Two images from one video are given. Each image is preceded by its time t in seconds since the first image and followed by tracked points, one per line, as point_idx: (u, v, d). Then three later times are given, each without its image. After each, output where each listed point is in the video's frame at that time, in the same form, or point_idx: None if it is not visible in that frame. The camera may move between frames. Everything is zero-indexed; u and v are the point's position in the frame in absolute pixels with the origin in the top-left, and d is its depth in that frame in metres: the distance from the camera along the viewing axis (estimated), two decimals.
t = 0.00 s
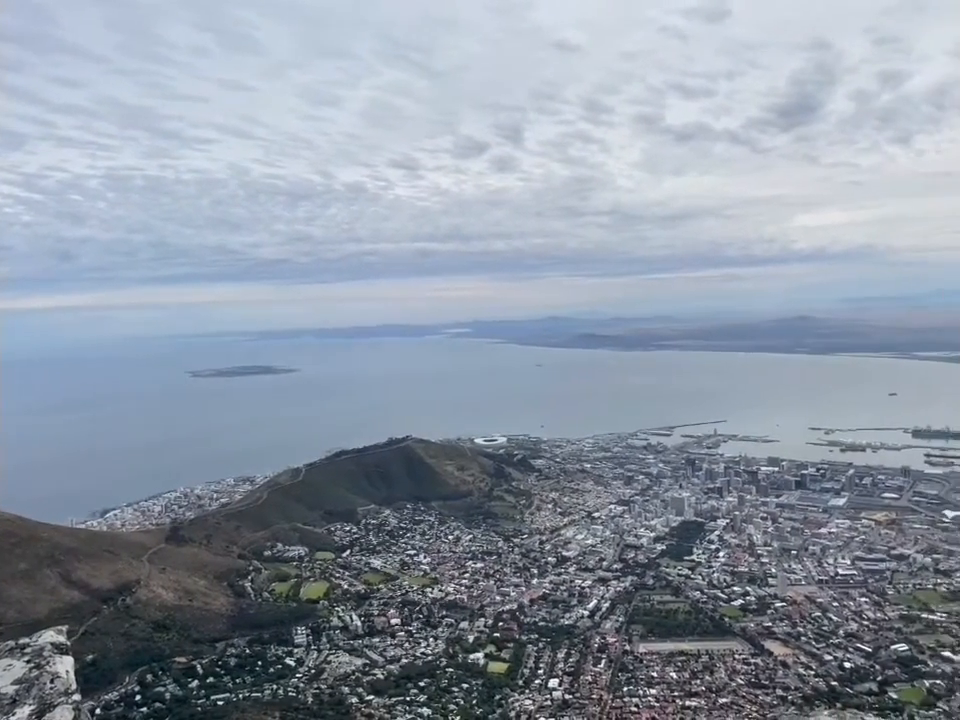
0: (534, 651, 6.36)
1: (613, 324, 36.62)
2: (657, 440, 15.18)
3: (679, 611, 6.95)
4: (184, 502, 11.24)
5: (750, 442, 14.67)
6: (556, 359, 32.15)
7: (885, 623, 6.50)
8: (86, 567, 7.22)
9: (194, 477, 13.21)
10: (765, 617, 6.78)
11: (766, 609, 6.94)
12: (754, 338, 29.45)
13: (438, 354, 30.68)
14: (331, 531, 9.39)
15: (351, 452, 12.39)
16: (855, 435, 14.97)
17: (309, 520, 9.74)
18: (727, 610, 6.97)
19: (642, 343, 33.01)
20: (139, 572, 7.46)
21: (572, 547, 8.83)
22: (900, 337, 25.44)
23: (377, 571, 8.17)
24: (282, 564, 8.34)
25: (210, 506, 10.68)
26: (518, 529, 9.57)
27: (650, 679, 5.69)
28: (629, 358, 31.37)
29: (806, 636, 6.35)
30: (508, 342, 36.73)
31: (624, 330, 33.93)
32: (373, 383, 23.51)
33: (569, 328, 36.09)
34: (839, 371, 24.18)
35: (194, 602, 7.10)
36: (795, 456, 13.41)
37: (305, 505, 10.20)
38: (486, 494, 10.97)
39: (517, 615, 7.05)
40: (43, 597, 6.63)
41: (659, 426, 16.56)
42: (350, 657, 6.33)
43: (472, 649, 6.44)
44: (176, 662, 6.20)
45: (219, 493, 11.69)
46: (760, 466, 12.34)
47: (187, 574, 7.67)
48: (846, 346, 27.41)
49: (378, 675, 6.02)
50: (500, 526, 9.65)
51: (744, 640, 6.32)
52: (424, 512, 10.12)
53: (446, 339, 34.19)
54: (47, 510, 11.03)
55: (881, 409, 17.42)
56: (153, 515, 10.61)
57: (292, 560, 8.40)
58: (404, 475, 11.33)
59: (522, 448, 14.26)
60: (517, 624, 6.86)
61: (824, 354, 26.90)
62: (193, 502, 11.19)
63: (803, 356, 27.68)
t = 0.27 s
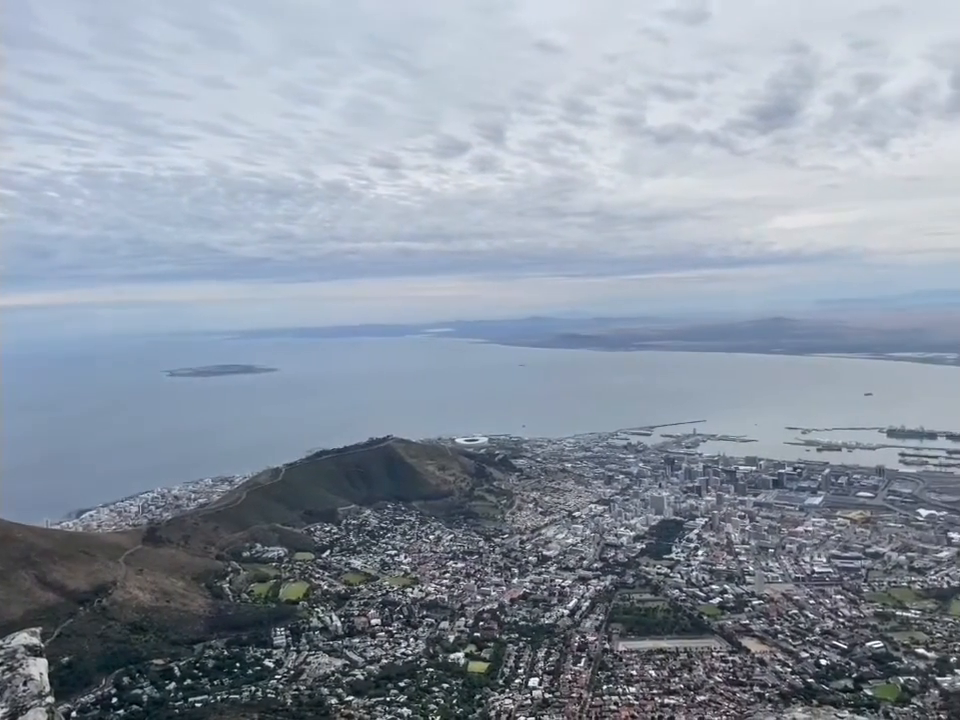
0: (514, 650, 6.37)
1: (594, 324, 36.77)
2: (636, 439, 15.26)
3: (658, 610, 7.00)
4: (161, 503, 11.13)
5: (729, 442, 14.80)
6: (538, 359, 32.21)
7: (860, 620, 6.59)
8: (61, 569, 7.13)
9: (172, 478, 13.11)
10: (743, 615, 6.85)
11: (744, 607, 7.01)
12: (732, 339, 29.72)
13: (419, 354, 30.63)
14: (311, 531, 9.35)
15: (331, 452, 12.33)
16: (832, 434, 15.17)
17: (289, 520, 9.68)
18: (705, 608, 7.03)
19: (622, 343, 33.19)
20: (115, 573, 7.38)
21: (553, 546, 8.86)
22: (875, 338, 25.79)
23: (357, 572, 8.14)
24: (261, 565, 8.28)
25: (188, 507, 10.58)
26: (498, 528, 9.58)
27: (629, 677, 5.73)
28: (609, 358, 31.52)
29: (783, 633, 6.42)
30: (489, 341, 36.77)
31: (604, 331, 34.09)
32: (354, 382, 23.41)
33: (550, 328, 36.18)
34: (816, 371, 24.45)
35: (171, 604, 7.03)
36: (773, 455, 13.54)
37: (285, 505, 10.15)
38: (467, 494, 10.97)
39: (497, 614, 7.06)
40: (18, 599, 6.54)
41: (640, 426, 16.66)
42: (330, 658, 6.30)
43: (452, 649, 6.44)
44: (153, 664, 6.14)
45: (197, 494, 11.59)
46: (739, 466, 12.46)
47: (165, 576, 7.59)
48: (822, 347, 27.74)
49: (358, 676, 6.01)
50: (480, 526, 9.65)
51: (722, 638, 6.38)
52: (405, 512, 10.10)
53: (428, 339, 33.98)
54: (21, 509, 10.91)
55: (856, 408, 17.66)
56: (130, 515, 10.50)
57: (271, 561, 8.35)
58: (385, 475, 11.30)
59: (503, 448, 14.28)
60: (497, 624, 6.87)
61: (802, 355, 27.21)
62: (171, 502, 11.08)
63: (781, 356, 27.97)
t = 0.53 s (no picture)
0: (494, 650, 6.37)
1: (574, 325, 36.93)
2: (616, 440, 15.33)
3: (637, 609, 7.04)
4: (137, 504, 10.99)
5: (708, 441, 14.91)
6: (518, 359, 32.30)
7: (836, 619, 6.67)
8: (35, 571, 7.02)
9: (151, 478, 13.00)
10: (721, 613, 6.90)
11: (722, 606, 7.06)
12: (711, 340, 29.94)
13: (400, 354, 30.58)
14: (290, 533, 9.28)
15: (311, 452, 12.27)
16: (808, 434, 15.34)
17: (268, 521, 9.61)
18: (684, 607, 7.07)
19: (602, 343, 33.37)
20: (91, 575, 7.27)
21: (533, 546, 8.87)
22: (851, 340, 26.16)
23: (336, 573, 8.11)
24: (239, 566, 8.21)
25: (165, 509, 10.47)
26: (479, 529, 9.59)
27: (609, 677, 5.75)
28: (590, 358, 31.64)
29: (761, 631, 6.48)
30: (469, 341, 36.80)
31: (584, 331, 34.25)
32: (334, 382, 23.33)
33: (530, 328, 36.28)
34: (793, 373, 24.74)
35: (148, 606, 6.94)
36: (751, 454, 13.67)
37: (264, 506, 10.08)
38: (447, 495, 10.96)
39: (478, 615, 7.05)
40: None
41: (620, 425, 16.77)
42: (309, 660, 6.26)
43: (432, 649, 6.43)
44: (129, 667, 6.06)
45: (174, 495, 11.46)
46: (717, 466, 12.56)
47: (141, 578, 7.49)
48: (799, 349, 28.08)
49: (338, 678, 5.98)
50: (461, 527, 9.65)
51: (700, 637, 6.43)
52: (386, 513, 10.07)
53: (409, 339, 33.89)
54: None
55: (832, 409, 17.88)
56: (106, 517, 10.37)
57: (250, 563, 8.28)
58: (365, 476, 11.25)
59: (484, 448, 14.28)
60: (477, 624, 6.86)
61: (779, 356, 27.52)
62: (147, 504, 10.95)
63: (759, 358, 28.27)
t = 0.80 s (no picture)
0: (474, 651, 6.36)
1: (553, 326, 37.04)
2: (596, 440, 15.39)
3: (617, 608, 7.07)
4: (113, 506, 10.84)
5: (687, 442, 15.02)
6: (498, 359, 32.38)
7: (812, 617, 6.74)
8: (8, 575, 6.90)
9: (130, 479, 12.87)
10: (699, 613, 6.94)
11: (700, 605, 7.11)
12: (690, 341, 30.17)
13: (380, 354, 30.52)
14: (269, 534, 9.21)
15: (291, 452, 12.19)
16: (785, 434, 15.51)
17: (246, 523, 9.53)
18: (663, 607, 7.11)
19: (581, 344, 33.50)
20: (65, 578, 7.17)
21: (513, 547, 8.87)
22: (826, 341, 26.51)
23: (316, 574, 8.06)
24: (217, 569, 8.13)
25: (142, 510, 10.34)
26: (459, 529, 9.58)
27: (588, 677, 5.77)
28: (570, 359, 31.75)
29: (739, 630, 6.54)
30: (449, 341, 36.77)
31: (563, 331, 34.37)
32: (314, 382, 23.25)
33: (510, 328, 36.35)
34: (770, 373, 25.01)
35: (124, 609, 6.85)
36: (729, 454, 13.78)
37: (242, 507, 10.00)
38: (428, 495, 10.94)
39: (458, 616, 7.04)
40: None
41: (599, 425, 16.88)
42: (288, 662, 6.22)
43: (412, 651, 6.41)
44: (105, 671, 5.98)
45: (150, 497, 11.32)
46: (696, 466, 12.64)
47: (117, 581, 7.40)
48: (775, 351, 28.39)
49: (317, 680, 5.94)
50: (441, 527, 9.64)
51: (679, 636, 6.46)
52: (366, 514, 10.02)
53: (389, 340, 33.81)
54: None
55: (809, 409, 18.09)
56: (81, 519, 10.23)
57: (227, 565, 8.21)
58: (344, 477, 11.19)
59: (464, 449, 14.27)
60: (457, 625, 6.85)
61: (756, 357, 27.80)
62: (123, 506, 10.80)
63: (736, 359, 28.54)
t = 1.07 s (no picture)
0: (455, 652, 6.35)
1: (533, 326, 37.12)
2: (576, 440, 15.46)
3: (597, 608, 7.10)
4: (89, 508, 10.70)
5: (666, 442, 15.13)
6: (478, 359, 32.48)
7: (789, 615, 6.82)
8: None
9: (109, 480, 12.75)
10: (678, 612, 6.99)
11: (679, 604, 7.16)
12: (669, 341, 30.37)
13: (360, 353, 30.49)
14: (247, 536, 9.14)
15: (270, 453, 12.11)
16: (763, 434, 15.67)
17: (224, 525, 9.45)
18: (642, 606, 7.16)
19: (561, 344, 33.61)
20: (40, 581, 7.07)
21: (494, 547, 8.88)
22: (804, 342, 26.81)
23: (295, 576, 8.01)
24: (195, 571, 8.06)
25: (118, 512, 10.21)
26: (439, 530, 9.57)
27: (568, 677, 5.78)
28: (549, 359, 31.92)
29: (717, 629, 6.59)
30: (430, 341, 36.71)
31: (543, 332, 34.46)
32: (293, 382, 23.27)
33: (490, 328, 36.34)
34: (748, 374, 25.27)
35: (100, 612, 6.76)
36: (707, 454, 13.89)
37: (220, 508, 9.91)
38: (408, 496, 10.92)
39: (438, 616, 7.03)
40: None
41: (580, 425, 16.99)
42: (266, 665, 6.17)
43: (392, 652, 6.39)
44: (80, 675, 5.90)
45: (127, 498, 11.18)
46: (675, 466, 12.73)
47: (93, 584, 7.30)
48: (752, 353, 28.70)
49: (296, 682, 5.90)
50: (421, 528, 9.62)
51: (658, 635, 6.50)
52: (345, 515, 9.98)
53: (369, 340, 33.68)
54: None
55: (786, 409, 18.30)
56: (56, 521, 10.08)
57: (205, 567, 8.13)
58: (324, 478, 11.13)
59: (445, 449, 14.25)
60: (437, 626, 6.84)
61: (735, 358, 28.07)
62: (99, 508, 10.66)
63: (714, 359, 28.81)
